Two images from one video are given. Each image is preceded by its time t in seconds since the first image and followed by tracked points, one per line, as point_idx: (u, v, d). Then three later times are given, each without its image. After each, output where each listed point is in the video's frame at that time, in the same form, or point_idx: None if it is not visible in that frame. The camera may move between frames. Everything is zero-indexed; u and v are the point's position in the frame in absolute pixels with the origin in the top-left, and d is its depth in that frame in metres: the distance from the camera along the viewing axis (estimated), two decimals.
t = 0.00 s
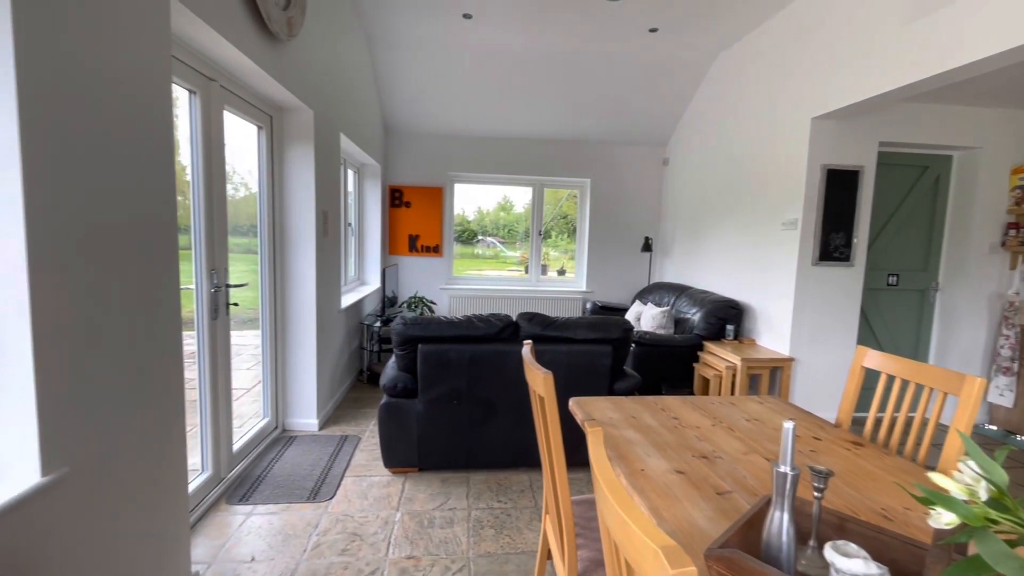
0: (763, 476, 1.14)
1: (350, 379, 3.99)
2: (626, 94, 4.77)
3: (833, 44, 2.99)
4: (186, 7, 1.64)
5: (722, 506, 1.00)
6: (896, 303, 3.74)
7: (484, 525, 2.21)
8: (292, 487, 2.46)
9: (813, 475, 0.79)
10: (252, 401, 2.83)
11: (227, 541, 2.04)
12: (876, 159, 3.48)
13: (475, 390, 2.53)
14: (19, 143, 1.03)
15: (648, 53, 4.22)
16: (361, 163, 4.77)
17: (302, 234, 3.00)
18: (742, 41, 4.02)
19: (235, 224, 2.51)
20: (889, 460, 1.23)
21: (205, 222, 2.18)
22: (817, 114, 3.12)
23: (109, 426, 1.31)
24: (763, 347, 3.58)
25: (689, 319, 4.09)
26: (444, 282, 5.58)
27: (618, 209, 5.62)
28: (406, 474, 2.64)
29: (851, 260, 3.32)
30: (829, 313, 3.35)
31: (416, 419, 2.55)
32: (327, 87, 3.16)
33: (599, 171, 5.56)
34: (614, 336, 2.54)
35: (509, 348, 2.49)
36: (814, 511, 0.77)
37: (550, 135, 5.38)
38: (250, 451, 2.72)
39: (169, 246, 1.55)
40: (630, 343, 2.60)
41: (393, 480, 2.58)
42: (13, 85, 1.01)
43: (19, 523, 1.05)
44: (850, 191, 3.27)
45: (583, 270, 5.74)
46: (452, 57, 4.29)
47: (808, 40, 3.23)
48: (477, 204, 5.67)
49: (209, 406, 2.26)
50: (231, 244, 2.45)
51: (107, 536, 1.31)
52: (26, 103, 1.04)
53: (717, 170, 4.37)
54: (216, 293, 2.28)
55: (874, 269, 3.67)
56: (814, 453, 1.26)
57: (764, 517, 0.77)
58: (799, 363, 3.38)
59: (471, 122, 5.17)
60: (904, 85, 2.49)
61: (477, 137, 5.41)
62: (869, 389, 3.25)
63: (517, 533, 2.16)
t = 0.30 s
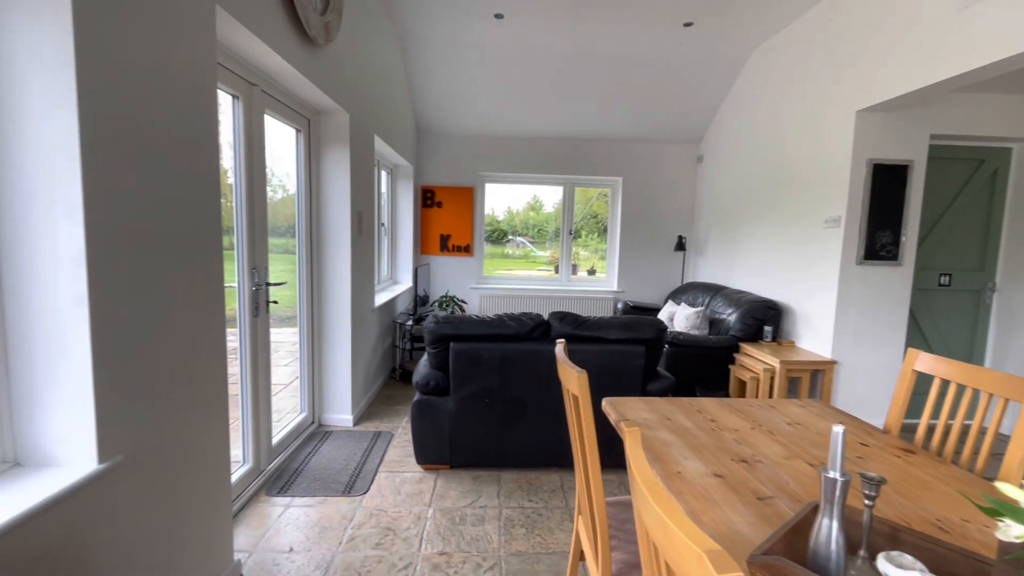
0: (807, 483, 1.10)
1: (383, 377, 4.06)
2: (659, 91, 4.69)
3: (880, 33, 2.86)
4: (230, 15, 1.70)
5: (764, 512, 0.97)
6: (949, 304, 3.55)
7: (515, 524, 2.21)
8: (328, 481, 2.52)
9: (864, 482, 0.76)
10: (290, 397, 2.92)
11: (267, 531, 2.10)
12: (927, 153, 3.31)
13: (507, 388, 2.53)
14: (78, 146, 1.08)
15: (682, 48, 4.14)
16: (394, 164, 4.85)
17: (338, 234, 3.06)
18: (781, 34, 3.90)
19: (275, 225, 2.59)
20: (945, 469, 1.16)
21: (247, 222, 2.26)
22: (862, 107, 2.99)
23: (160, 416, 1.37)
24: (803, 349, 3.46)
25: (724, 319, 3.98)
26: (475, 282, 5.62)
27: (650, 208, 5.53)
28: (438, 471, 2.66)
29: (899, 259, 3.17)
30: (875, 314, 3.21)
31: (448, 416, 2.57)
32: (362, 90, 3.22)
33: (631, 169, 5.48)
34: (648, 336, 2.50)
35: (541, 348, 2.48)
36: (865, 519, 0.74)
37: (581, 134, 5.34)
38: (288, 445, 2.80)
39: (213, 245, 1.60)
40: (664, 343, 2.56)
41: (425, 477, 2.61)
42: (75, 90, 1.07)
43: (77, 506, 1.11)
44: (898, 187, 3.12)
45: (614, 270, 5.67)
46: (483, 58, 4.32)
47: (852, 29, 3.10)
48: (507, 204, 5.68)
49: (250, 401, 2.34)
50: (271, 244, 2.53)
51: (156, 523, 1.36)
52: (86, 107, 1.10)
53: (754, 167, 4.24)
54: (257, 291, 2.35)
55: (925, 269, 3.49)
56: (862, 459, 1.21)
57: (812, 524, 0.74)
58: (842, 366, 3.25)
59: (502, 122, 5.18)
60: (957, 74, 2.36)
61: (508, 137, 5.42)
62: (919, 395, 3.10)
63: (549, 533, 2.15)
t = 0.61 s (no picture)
0: (853, 489, 1.06)
1: (414, 374, 4.12)
2: (692, 87, 4.60)
3: (930, 20, 2.73)
4: (271, 20, 1.75)
5: (808, 518, 0.94)
6: (1005, 305, 3.35)
7: (546, 524, 2.21)
8: (361, 475, 2.58)
9: (918, 490, 0.72)
10: (325, 392, 2.99)
11: (303, 523, 2.16)
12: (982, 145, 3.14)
13: (537, 387, 2.52)
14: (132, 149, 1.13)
15: (717, 42, 4.05)
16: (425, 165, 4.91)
17: (372, 234, 3.12)
18: (822, 25, 3.76)
19: (311, 225, 2.66)
20: (1002, 478, 1.10)
21: (285, 222, 2.32)
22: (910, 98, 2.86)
23: (205, 409, 1.43)
24: (845, 351, 3.33)
25: (760, 320, 3.87)
26: (504, 281, 5.63)
27: (683, 207, 5.43)
28: (468, 469, 2.68)
29: (950, 258, 3.01)
30: (923, 315, 3.06)
31: (479, 414, 2.58)
32: (394, 92, 3.27)
33: (663, 167, 5.40)
34: (681, 337, 2.46)
35: (571, 347, 2.47)
36: (919, 529, 0.71)
37: (612, 132, 5.29)
38: (323, 439, 2.87)
39: (254, 244, 1.65)
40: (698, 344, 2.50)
41: (456, 474, 2.63)
42: (129, 96, 1.12)
43: (129, 492, 1.16)
44: (949, 182, 2.97)
45: (645, 269, 5.59)
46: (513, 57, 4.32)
47: (899, 17, 2.97)
48: (536, 204, 5.68)
49: (287, 395, 2.40)
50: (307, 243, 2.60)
51: (201, 512, 1.42)
52: (139, 112, 1.15)
53: (793, 163, 4.11)
54: (294, 289, 2.42)
55: (978, 268, 3.31)
56: (912, 466, 1.15)
57: (862, 532, 0.72)
58: (887, 370, 3.11)
59: (531, 121, 5.17)
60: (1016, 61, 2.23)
61: (538, 136, 5.41)
62: (972, 401, 2.94)
63: (579, 534, 2.14)
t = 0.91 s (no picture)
0: (899, 496, 1.02)
1: (442, 373, 4.15)
2: (725, 82, 4.50)
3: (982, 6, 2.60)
4: (307, 25, 1.79)
5: (851, 525, 0.91)
6: None
7: (574, 524, 2.19)
8: (391, 471, 2.62)
9: (972, 499, 0.69)
10: (356, 389, 3.05)
11: (335, 516, 2.21)
12: None
13: (566, 387, 2.51)
14: (179, 151, 1.18)
15: (751, 36, 3.95)
16: (454, 165, 4.94)
17: (402, 233, 3.17)
18: (863, 15, 3.63)
19: (343, 225, 2.71)
20: None
21: (319, 222, 2.38)
22: (959, 90, 2.73)
23: (244, 403, 1.48)
24: (887, 354, 3.20)
25: (795, 321, 3.76)
26: (532, 280, 5.63)
27: (715, 205, 5.32)
28: (496, 467, 2.69)
29: (1002, 256, 2.88)
30: (973, 317, 2.92)
31: (507, 413, 2.59)
32: (424, 93, 3.31)
33: (694, 165, 5.29)
34: (713, 337, 2.41)
35: (600, 347, 2.45)
36: (973, 540, 0.67)
37: (641, 130, 5.22)
38: (355, 435, 2.93)
39: (290, 243, 1.70)
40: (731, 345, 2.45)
41: (484, 472, 2.65)
42: (176, 101, 1.17)
43: (174, 481, 1.21)
44: (1001, 177, 2.83)
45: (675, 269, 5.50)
46: (542, 57, 4.32)
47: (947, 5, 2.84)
48: (563, 203, 5.66)
49: (321, 391, 2.46)
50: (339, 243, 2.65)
51: (240, 502, 1.47)
52: (185, 116, 1.20)
53: (831, 158, 3.98)
54: (328, 287, 2.48)
55: None
56: (963, 474, 1.10)
57: (911, 541, 0.69)
58: (933, 374, 2.97)
59: (559, 120, 5.15)
60: None
61: (566, 135, 5.39)
62: None
63: (608, 535, 2.12)
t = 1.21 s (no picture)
0: (948, 506, 0.97)
1: (469, 371, 4.18)
2: (758, 76, 4.39)
3: None
4: (341, 28, 1.83)
5: (897, 534, 0.87)
6: None
7: (602, 525, 2.18)
8: (420, 468, 2.65)
9: None
10: (385, 386, 3.09)
11: (366, 510, 2.25)
12: None
13: (594, 387, 2.50)
14: (221, 153, 1.23)
15: (786, 28, 3.84)
16: (481, 164, 4.97)
17: (430, 232, 3.20)
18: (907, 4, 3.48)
19: (374, 224, 2.76)
20: None
21: (351, 222, 2.43)
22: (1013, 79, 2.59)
23: (280, 398, 1.52)
24: (931, 357, 3.07)
25: (832, 322, 3.64)
26: (559, 280, 5.61)
27: (747, 203, 5.19)
28: (523, 466, 2.70)
29: None
30: None
31: (534, 412, 2.59)
32: (453, 93, 3.34)
33: (725, 162, 5.18)
34: (746, 338, 2.36)
35: (629, 347, 2.43)
36: None
37: (671, 127, 5.14)
38: (384, 432, 2.98)
39: (324, 242, 1.74)
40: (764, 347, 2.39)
41: (512, 471, 2.65)
42: (217, 106, 1.21)
43: (215, 472, 1.25)
44: None
45: (705, 268, 5.40)
46: (569, 55, 4.30)
47: None
48: (589, 202, 5.62)
49: (352, 388, 2.51)
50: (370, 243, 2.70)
51: (276, 494, 1.52)
52: (226, 119, 1.24)
53: (872, 154, 3.83)
54: (359, 286, 2.53)
55: None
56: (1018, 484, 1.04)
57: (964, 553, 0.65)
58: (982, 379, 2.83)
59: (587, 119, 5.12)
60: None
61: (594, 133, 5.35)
62: None
63: (637, 538, 2.10)
